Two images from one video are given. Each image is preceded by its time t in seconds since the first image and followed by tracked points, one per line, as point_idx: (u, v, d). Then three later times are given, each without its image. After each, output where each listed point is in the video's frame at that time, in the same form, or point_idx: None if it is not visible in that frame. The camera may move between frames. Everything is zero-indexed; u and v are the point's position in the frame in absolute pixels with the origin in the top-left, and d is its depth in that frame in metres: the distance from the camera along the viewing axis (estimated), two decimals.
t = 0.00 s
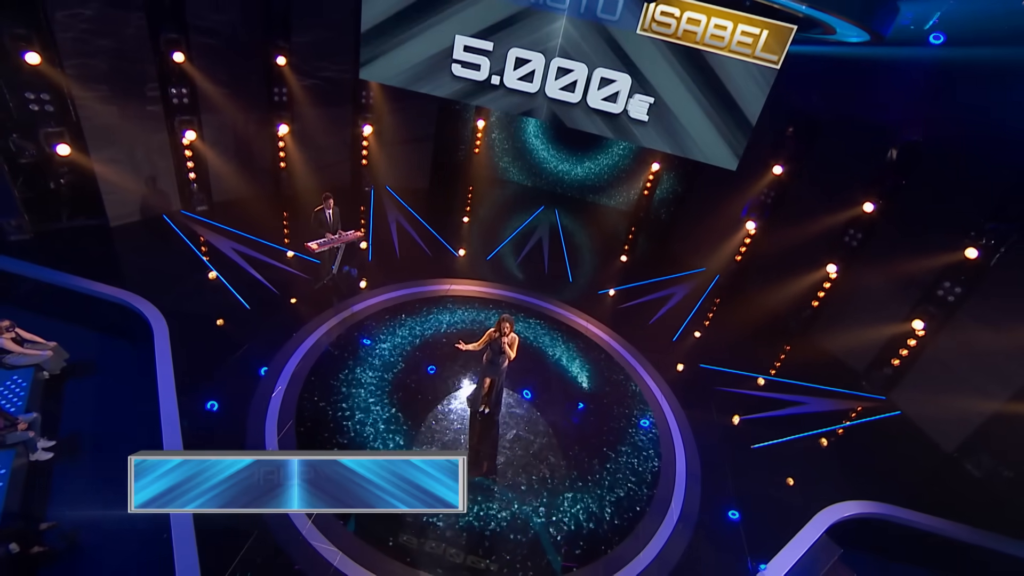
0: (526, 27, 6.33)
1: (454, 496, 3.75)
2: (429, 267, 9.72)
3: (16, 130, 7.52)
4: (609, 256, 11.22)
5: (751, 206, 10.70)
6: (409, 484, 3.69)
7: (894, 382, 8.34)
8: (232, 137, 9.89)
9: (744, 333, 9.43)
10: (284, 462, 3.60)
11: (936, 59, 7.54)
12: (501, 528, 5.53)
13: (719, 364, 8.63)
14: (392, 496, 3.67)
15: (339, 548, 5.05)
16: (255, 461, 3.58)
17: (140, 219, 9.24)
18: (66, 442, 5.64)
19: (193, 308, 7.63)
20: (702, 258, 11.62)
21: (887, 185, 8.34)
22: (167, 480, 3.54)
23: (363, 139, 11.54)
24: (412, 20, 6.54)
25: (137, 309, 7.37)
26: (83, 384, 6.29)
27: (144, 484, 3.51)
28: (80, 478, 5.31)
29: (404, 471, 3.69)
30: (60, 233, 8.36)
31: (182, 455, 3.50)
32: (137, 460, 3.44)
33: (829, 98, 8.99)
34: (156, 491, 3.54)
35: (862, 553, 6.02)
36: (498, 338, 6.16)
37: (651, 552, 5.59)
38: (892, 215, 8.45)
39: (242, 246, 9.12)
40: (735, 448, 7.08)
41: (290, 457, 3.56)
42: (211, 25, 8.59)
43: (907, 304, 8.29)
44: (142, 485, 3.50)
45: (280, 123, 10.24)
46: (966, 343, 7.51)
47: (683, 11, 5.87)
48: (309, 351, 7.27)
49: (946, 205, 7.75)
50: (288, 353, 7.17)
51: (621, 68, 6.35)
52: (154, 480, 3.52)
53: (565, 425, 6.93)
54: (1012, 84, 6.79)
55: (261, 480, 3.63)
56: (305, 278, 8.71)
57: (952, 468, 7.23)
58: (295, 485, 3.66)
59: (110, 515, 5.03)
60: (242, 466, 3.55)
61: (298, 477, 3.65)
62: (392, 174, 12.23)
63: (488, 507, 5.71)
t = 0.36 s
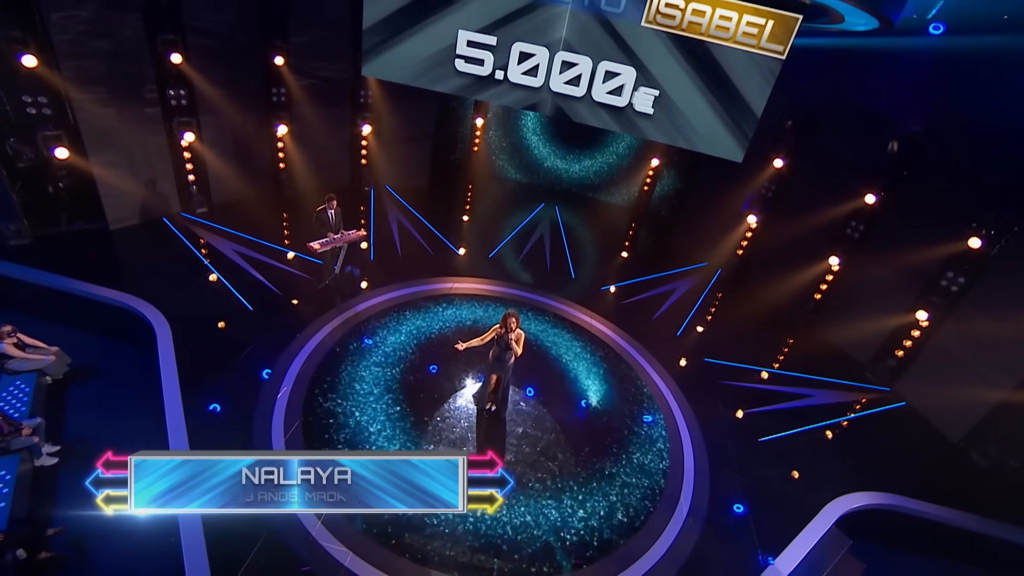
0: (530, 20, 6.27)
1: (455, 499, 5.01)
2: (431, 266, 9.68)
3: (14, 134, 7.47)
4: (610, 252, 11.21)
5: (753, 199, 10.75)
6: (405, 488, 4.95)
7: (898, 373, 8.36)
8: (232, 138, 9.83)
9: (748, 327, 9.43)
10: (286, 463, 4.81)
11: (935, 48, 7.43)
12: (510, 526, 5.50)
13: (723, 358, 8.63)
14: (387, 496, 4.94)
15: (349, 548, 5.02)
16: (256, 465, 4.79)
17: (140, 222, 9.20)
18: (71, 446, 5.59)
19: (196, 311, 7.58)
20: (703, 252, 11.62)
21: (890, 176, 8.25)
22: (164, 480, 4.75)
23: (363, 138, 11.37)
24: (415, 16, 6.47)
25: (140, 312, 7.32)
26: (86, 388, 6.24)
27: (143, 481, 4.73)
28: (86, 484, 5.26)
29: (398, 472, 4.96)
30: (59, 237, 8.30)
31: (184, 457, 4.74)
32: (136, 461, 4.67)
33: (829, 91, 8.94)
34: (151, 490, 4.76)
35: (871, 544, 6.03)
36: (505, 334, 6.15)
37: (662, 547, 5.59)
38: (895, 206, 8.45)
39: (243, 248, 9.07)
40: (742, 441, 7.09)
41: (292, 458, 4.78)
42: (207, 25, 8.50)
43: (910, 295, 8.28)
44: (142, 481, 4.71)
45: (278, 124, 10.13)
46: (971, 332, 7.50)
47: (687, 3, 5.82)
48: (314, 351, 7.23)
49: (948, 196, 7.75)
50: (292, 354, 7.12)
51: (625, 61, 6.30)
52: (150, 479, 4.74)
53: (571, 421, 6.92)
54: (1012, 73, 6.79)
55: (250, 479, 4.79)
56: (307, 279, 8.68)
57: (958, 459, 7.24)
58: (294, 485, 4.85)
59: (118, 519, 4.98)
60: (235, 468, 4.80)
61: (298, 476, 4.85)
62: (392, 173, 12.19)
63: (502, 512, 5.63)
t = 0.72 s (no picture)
0: (527, 9, 5.96)
1: (456, 500, 5.09)
2: (429, 263, 9.63)
3: (3, 138, 7.35)
4: (606, 246, 11.22)
5: (749, 189, 10.82)
6: (405, 487, 4.99)
7: (896, 360, 8.43)
8: (225, 138, 9.72)
9: (746, 318, 9.47)
10: (286, 463, 4.78)
11: (929, 34, 7.40)
12: (517, 521, 5.49)
13: (723, 348, 8.68)
14: (388, 496, 4.97)
15: (357, 548, 4.99)
16: (256, 465, 4.79)
17: (133, 225, 9.05)
18: (70, 453, 5.51)
19: (193, 313, 7.50)
20: (701, 244, 11.61)
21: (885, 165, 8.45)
22: (164, 479, 4.76)
23: (357, 137, 11.42)
24: (408, 7, 6.14)
25: (138, 316, 7.22)
26: (84, 394, 6.14)
27: (144, 481, 4.73)
28: (87, 490, 5.19)
29: (397, 472, 4.99)
30: (51, 242, 8.17)
31: (185, 457, 4.74)
32: (136, 461, 4.68)
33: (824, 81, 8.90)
34: (151, 490, 4.77)
35: (875, 530, 6.09)
36: (506, 329, 6.12)
37: (670, 538, 5.61)
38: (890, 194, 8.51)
39: (239, 249, 8.98)
40: (745, 430, 7.13)
41: (292, 459, 4.75)
42: (197, 24, 8.39)
43: (907, 282, 8.35)
44: (142, 482, 4.71)
45: (271, 123, 10.14)
46: (967, 318, 7.59)
47: None
48: (314, 351, 7.16)
49: (943, 182, 7.81)
50: (293, 354, 7.06)
51: (625, 50, 6.06)
52: (150, 479, 4.74)
53: (574, 415, 6.92)
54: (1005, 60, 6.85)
55: (250, 480, 4.80)
56: (305, 279, 8.60)
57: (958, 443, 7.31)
58: (294, 485, 4.84)
59: (120, 526, 4.90)
60: (235, 468, 4.80)
61: (298, 477, 4.83)
62: (387, 171, 12.13)
63: (509, 513, 5.57)
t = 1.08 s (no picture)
0: None
1: (456, 500, 5.06)
2: (423, 260, 9.57)
3: None
4: (599, 238, 11.24)
5: (739, 179, 10.85)
6: (405, 487, 4.97)
7: (891, 344, 8.54)
8: (213, 138, 9.57)
9: (741, 307, 9.54)
10: (285, 463, 4.73)
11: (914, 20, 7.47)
12: (521, 513, 5.50)
13: (720, 337, 8.74)
14: (386, 495, 4.94)
15: (363, 546, 4.95)
16: (255, 465, 4.73)
17: (122, 228, 8.81)
18: (65, 460, 5.36)
19: (186, 315, 7.37)
20: (693, 234, 11.66)
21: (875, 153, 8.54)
22: (164, 479, 4.73)
23: (347, 134, 11.34)
24: None
25: (129, 320, 7.08)
26: (78, 400, 5.99)
27: (144, 481, 4.70)
28: (88, 490, 5.13)
29: (397, 473, 4.95)
30: (38, 247, 7.88)
31: (184, 457, 4.69)
32: (136, 461, 4.64)
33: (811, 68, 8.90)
34: (151, 490, 4.74)
35: (874, 511, 6.18)
36: (505, 323, 6.11)
37: (674, 526, 5.64)
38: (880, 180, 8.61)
39: (231, 250, 8.86)
40: (746, 417, 7.20)
41: (292, 459, 4.71)
42: (181, 22, 8.24)
43: (898, 266, 8.46)
44: (142, 481, 4.68)
45: (260, 121, 9.94)
46: (958, 300, 7.72)
47: None
48: (313, 350, 7.10)
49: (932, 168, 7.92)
50: (290, 354, 6.99)
51: (620, 39, 6.04)
52: (149, 479, 4.71)
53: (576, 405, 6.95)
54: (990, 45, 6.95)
55: (250, 480, 4.75)
56: (299, 278, 8.50)
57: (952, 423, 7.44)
58: (294, 485, 4.83)
59: (119, 532, 4.79)
60: (234, 468, 4.75)
61: (297, 477, 4.80)
62: (378, 168, 12.04)
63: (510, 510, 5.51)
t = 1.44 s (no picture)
0: None
1: (456, 499, 5.06)
2: (418, 255, 9.52)
3: None
4: (592, 229, 11.28)
5: (730, 167, 11.04)
6: (406, 489, 5.00)
7: (883, 326, 8.62)
8: (199, 136, 9.40)
9: (735, 293, 9.63)
10: (285, 462, 4.75)
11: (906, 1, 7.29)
12: (525, 504, 5.50)
13: (717, 323, 8.82)
14: (386, 495, 4.92)
15: (371, 542, 4.91)
16: (256, 465, 4.78)
17: (109, 230, 8.62)
18: (62, 466, 5.22)
19: (180, 317, 7.24)
20: (686, 222, 11.74)
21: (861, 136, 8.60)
22: (163, 480, 4.78)
23: (335, 130, 11.26)
24: None
25: (123, 323, 6.94)
26: (73, 406, 5.82)
27: (144, 481, 4.76)
28: (88, 490, 5.04)
29: (397, 473, 4.99)
30: (23, 251, 7.66)
31: (184, 457, 4.76)
32: (135, 461, 4.71)
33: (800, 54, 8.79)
34: (153, 490, 4.78)
35: (873, 490, 6.29)
36: (504, 316, 6.10)
37: (678, 512, 5.68)
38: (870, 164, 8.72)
39: (222, 249, 8.75)
40: (745, 402, 7.28)
41: (292, 459, 4.72)
42: (163, 18, 8.06)
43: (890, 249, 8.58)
44: (143, 481, 4.74)
45: (248, 119, 9.81)
46: (948, 281, 7.87)
47: None
48: (310, 348, 7.03)
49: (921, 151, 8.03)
50: (288, 352, 6.92)
51: (615, 25, 6.07)
52: (150, 479, 4.76)
53: (579, 393, 7.01)
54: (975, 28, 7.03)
55: (250, 480, 4.79)
56: (293, 276, 8.41)
57: (945, 401, 7.61)
58: (294, 485, 4.81)
59: (120, 536, 4.69)
60: (234, 468, 4.78)
61: (297, 477, 4.78)
62: (368, 164, 11.94)
63: (512, 509, 5.43)
